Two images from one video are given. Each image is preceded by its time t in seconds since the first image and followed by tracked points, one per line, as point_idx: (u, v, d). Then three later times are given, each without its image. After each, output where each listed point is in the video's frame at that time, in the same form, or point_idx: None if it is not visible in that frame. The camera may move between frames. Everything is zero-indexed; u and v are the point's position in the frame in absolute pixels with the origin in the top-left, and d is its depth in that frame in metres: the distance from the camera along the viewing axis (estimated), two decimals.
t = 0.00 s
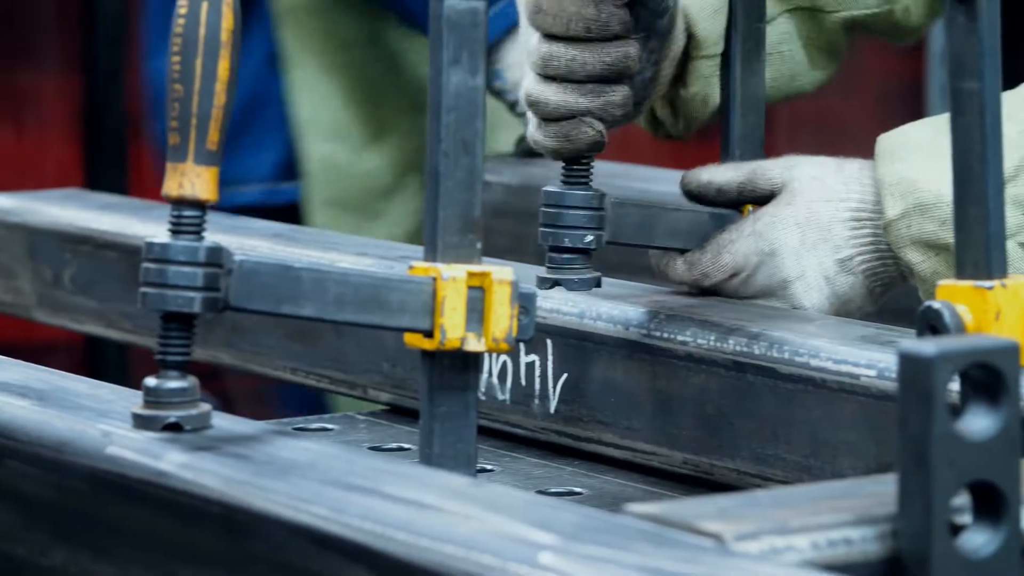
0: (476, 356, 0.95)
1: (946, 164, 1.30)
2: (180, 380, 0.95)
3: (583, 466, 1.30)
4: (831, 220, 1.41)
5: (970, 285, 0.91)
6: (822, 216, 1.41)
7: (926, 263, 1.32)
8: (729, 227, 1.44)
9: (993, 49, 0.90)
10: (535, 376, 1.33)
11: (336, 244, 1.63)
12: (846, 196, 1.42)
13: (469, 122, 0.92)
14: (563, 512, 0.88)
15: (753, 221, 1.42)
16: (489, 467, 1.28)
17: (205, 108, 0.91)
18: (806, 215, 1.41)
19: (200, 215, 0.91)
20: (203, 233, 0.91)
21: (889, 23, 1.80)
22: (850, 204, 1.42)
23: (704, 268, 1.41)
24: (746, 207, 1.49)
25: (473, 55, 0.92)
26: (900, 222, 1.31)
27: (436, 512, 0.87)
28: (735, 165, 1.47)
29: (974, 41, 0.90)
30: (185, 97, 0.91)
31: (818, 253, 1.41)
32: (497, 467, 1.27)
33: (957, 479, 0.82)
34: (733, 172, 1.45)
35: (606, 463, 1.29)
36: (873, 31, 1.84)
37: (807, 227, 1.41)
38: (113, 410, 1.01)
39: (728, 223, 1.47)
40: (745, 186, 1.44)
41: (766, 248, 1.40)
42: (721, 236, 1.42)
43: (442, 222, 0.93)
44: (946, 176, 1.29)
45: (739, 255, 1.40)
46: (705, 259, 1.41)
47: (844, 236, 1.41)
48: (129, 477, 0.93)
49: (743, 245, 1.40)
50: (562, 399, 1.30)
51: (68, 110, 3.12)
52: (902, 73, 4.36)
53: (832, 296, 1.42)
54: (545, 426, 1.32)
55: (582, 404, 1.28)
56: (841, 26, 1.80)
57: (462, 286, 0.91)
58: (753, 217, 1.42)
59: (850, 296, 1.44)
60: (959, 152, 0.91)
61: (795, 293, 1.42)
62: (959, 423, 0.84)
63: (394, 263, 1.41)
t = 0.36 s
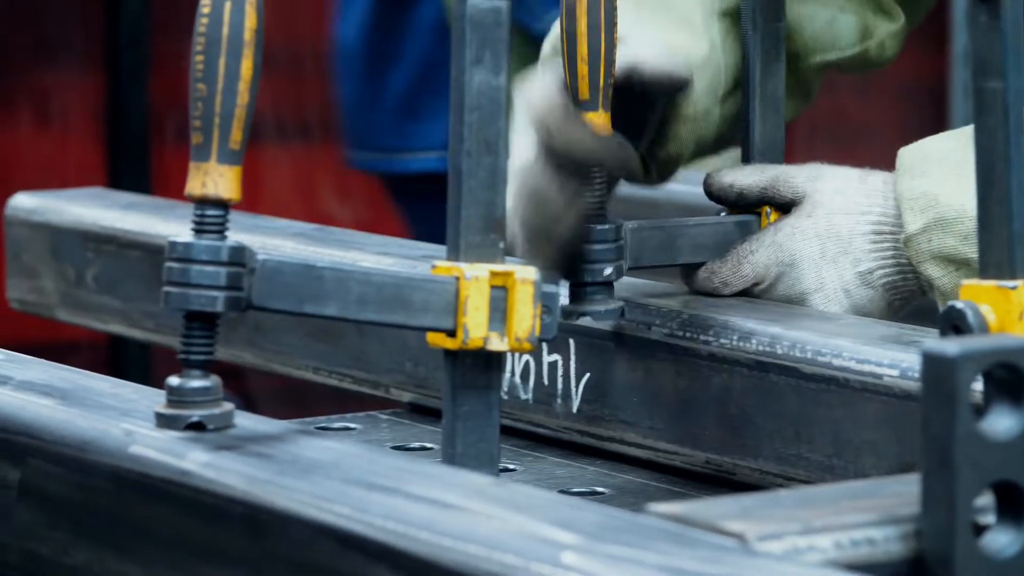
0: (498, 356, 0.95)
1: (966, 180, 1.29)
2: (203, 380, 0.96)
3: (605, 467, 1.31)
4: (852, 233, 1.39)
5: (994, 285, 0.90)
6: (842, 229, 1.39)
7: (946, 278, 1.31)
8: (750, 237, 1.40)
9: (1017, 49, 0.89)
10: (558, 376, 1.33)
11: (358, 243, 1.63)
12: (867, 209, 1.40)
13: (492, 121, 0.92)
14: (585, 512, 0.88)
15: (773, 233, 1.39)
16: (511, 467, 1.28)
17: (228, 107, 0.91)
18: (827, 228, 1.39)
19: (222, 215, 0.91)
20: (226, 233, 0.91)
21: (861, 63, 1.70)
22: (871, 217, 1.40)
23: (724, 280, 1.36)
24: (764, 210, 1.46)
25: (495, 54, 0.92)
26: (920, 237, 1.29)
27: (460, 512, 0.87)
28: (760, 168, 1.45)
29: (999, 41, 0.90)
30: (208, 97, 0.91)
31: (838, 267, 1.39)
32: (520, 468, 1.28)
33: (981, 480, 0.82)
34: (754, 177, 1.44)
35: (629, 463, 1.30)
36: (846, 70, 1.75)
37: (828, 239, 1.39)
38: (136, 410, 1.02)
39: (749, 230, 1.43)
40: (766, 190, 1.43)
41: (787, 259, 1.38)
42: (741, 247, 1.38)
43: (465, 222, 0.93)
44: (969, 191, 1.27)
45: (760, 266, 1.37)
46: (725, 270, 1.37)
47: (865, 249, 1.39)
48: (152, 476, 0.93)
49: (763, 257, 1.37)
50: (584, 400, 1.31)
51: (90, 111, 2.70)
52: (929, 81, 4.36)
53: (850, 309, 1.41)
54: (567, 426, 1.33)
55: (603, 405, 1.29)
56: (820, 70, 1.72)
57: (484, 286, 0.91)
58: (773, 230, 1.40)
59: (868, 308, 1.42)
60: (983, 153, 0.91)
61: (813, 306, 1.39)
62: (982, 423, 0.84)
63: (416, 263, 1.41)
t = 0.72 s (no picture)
0: (521, 357, 0.96)
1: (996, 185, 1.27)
2: (226, 380, 0.97)
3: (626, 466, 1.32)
4: (879, 236, 1.38)
5: (1015, 285, 0.90)
6: (870, 231, 1.38)
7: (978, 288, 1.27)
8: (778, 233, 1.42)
9: None
10: (580, 376, 1.34)
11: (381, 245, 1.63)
12: (896, 212, 1.39)
13: (515, 122, 0.93)
14: (608, 512, 0.87)
15: (800, 230, 1.41)
16: (534, 467, 1.29)
17: (252, 108, 0.91)
18: (853, 228, 1.39)
19: (246, 215, 0.91)
20: (250, 232, 0.91)
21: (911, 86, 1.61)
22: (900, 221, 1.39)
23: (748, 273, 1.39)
24: (790, 210, 1.47)
25: (518, 55, 0.93)
26: (951, 241, 1.27)
27: (483, 512, 0.86)
28: (795, 166, 1.46)
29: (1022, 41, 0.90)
30: (231, 97, 0.91)
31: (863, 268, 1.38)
32: (543, 468, 1.28)
33: (1004, 480, 0.82)
34: (788, 174, 1.45)
35: (651, 464, 1.30)
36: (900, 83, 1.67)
37: (855, 240, 1.38)
38: (159, 410, 1.02)
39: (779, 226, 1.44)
40: (798, 191, 1.44)
41: (811, 257, 1.39)
42: (767, 240, 1.40)
43: (488, 221, 0.93)
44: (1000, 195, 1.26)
45: (782, 260, 1.38)
46: (749, 263, 1.40)
47: (892, 252, 1.38)
48: (175, 476, 0.93)
49: (785, 250, 1.39)
50: (607, 400, 1.32)
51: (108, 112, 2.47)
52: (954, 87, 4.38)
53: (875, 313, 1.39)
54: (590, 426, 1.34)
55: (624, 405, 1.29)
56: (870, 96, 1.64)
57: (507, 286, 0.91)
58: (800, 226, 1.41)
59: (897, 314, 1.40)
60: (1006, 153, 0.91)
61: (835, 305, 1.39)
62: (1006, 424, 0.83)
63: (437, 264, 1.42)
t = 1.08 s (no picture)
0: (542, 357, 0.96)
1: None
2: (248, 380, 0.97)
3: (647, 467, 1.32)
4: (914, 249, 1.37)
5: None
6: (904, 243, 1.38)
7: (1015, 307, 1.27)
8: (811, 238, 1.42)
9: None
10: (602, 376, 1.34)
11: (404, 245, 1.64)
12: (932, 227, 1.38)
13: (536, 122, 0.93)
14: (630, 513, 0.87)
15: (836, 236, 1.40)
16: (555, 468, 1.28)
17: (273, 108, 0.91)
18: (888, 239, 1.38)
19: (267, 216, 0.91)
20: (271, 233, 0.91)
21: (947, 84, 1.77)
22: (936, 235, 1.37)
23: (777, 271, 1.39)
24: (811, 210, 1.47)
25: (540, 55, 0.93)
26: (985, 257, 1.27)
27: (505, 512, 0.86)
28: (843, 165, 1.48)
29: None
30: (253, 98, 0.91)
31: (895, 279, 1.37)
32: (565, 469, 1.27)
33: None
34: (835, 175, 1.46)
35: (672, 464, 1.30)
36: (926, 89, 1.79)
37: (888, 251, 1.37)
38: (180, 410, 1.02)
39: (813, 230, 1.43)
40: (843, 195, 1.46)
41: (842, 263, 1.38)
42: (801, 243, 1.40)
43: (510, 222, 0.94)
44: None
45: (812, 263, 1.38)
46: (778, 260, 1.40)
47: (925, 266, 1.37)
48: (196, 476, 0.93)
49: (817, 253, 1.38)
50: (628, 401, 1.32)
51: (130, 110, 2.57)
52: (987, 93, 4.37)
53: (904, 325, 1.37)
54: (611, 426, 1.34)
55: (645, 406, 1.30)
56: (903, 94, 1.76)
57: (529, 286, 0.92)
58: (835, 231, 1.41)
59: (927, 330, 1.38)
60: None
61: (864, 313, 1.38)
62: None
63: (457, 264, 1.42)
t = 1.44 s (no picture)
0: (562, 358, 0.96)
1: None
2: (267, 380, 0.97)
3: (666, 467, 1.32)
4: (940, 253, 1.36)
5: None
6: (931, 247, 1.37)
7: None
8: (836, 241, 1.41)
9: None
10: (622, 378, 1.34)
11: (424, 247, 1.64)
12: (958, 232, 1.37)
13: (557, 123, 0.93)
14: (650, 513, 0.87)
15: (862, 239, 1.39)
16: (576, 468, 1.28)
17: (293, 109, 0.91)
18: (915, 244, 1.37)
19: (287, 216, 0.91)
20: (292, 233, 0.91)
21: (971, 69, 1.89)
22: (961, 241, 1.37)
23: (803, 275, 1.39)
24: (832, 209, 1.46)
25: (560, 56, 0.93)
26: (1011, 263, 1.25)
27: (525, 512, 0.86)
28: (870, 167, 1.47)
29: None
30: (273, 99, 0.91)
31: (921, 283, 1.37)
32: (586, 471, 1.27)
33: None
34: (862, 176, 1.45)
35: (692, 465, 1.30)
36: (949, 80, 1.93)
37: (915, 257, 1.37)
38: (201, 411, 1.02)
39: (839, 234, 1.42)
40: (870, 196, 1.45)
41: (870, 268, 1.37)
42: (827, 247, 1.39)
43: (530, 223, 0.94)
44: None
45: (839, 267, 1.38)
46: (807, 265, 1.40)
47: (951, 271, 1.36)
48: (216, 476, 0.93)
49: (845, 259, 1.38)
50: (648, 402, 1.32)
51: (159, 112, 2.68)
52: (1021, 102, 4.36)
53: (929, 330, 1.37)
54: (630, 427, 1.34)
55: (666, 405, 1.30)
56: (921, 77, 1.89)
57: (549, 287, 0.92)
58: (863, 235, 1.39)
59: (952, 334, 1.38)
60: None
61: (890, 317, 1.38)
62: None
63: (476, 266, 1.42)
